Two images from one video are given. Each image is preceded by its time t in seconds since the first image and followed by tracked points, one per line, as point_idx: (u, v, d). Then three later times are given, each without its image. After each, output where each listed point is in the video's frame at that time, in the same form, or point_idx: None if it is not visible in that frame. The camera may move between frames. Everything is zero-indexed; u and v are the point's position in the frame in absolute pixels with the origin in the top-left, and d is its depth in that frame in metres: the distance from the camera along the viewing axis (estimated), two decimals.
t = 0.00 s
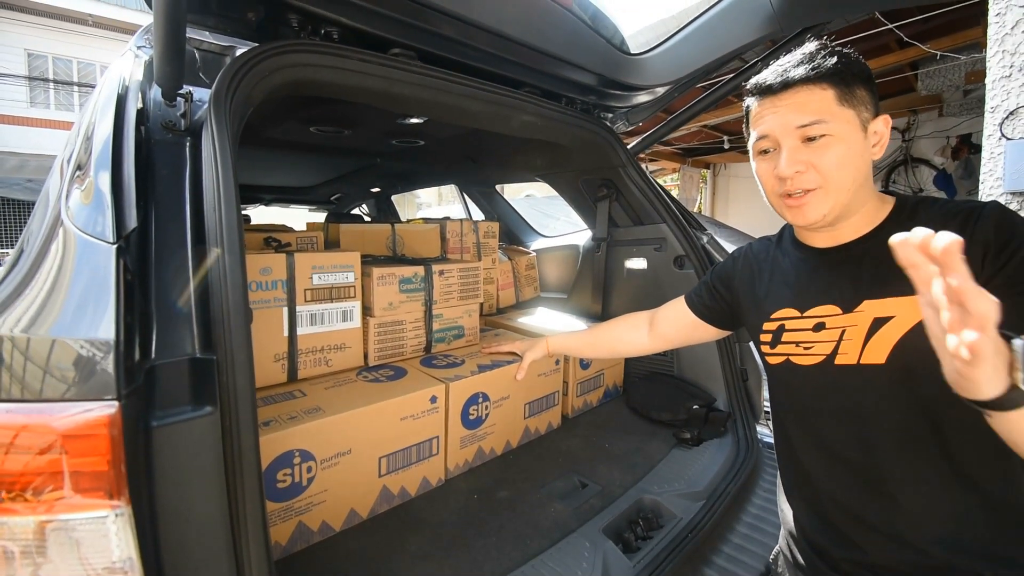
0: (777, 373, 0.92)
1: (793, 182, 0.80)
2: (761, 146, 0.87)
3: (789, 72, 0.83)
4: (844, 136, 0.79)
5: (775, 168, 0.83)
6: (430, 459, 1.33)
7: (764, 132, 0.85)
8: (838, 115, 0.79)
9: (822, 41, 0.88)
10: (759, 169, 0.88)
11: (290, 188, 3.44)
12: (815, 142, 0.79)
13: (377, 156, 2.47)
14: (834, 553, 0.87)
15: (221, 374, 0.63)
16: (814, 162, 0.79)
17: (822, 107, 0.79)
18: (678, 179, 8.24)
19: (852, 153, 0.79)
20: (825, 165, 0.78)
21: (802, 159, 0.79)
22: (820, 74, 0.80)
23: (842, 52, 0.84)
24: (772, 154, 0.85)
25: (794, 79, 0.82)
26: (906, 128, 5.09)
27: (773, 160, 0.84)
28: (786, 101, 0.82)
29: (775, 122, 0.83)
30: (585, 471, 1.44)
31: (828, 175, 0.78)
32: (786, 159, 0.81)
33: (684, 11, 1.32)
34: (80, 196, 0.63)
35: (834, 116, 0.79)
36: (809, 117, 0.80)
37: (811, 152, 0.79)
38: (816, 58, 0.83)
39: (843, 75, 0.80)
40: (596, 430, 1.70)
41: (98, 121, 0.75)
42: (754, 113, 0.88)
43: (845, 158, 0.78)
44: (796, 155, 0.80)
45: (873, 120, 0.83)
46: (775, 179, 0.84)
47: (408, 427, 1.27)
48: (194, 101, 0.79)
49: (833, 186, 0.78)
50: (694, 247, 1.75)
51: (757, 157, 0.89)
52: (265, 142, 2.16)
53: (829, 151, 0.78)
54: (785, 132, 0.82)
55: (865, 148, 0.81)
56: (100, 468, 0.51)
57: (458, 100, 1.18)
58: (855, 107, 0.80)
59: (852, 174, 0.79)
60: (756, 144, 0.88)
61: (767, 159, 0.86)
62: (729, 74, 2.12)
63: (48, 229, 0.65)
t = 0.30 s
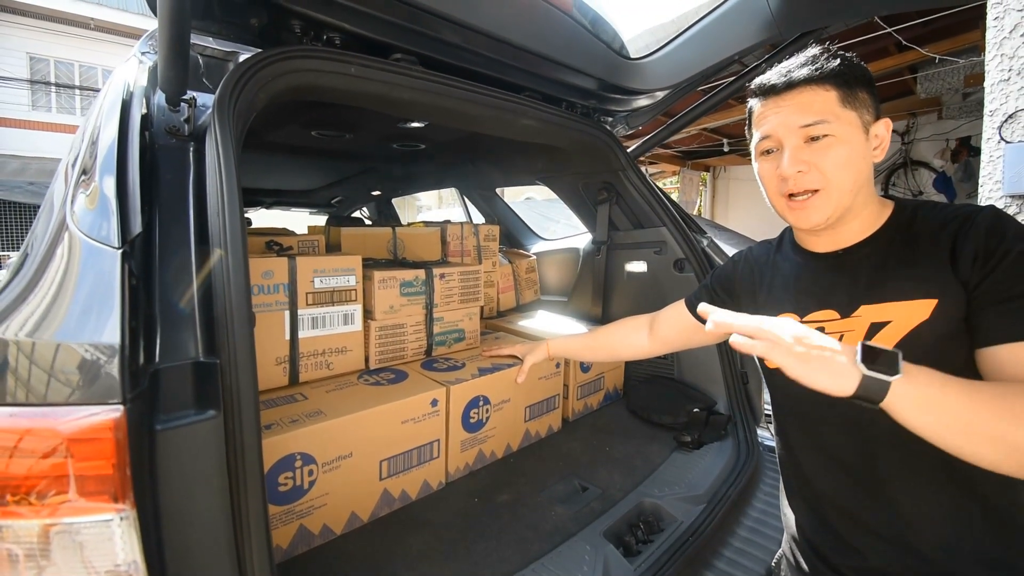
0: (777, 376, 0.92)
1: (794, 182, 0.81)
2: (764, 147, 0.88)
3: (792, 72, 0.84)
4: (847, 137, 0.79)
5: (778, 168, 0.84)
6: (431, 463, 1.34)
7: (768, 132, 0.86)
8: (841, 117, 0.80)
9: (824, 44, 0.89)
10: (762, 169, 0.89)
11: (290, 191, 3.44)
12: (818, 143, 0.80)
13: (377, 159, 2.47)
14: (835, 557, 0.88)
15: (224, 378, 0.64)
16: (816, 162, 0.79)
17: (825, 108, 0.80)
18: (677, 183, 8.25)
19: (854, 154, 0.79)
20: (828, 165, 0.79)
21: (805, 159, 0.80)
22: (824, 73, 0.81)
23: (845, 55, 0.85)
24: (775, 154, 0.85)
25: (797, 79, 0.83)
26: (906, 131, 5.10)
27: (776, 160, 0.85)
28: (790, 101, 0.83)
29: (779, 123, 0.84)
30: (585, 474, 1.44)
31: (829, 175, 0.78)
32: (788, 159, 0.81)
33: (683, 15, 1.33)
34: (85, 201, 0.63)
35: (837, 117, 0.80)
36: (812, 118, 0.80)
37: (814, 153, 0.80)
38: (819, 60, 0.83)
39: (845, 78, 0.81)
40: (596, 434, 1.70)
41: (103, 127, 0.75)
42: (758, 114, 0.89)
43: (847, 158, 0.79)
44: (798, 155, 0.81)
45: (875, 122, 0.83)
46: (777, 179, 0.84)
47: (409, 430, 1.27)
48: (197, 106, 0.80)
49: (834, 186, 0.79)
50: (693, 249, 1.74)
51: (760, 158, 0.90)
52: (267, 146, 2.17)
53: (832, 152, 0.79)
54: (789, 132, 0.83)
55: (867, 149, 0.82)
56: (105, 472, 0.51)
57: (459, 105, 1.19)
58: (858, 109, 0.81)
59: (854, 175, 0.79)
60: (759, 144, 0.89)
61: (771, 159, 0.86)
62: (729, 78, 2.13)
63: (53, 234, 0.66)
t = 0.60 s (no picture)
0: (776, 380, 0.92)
1: (789, 185, 0.81)
2: (759, 150, 0.88)
3: (784, 78, 0.85)
4: (839, 140, 0.80)
5: (773, 171, 0.84)
6: (431, 467, 1.33)
7: (762, 136, 0.86)
8: (834, 120, 0.80)
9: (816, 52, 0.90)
10: (757, 173, 0.90)
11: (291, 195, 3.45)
12: (812, 146, 0.80)
13: (378, 163, 2.48)
14: (835, 562, 0.88)
15: (225, 383, 0.64)
16: (810, 165, 0.79)
17: (818, 112, 0.81)
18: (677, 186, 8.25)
19: (848, 157, 0.80)
20: (821, 168, 0.79)
21: (798, 162, 0.80)
22: (815, 78, 0.82)
23: (837, 60, 0.85)
24: (770, 158, 0.86)
25: (790, 84, 0.83)
26: (905, 135, 5.11)
27: (770, 164, 0.86)
28: (783, 105, 0.84)
29: (773, 127, 0.84)
30: (585, 478, 1.44)
31: (823, 177, 0.79)
32: (783, 163, 0.82)
33: (683, 20, 1.33)
34: (86, 206, 0.63)
35: (829, 120, 0.80)
36: (805, 122, 0.81)
37: (808, 156, 0.80)
38: (811, 65, 0.84)
39: (837, 83, 0.82)
40: (597, 437, 1.70)
41: (105, 132, 0.76)
42: (752, 119, 0.90)
43: (840, 161, 0.79)
44: (792, 159, 0.81)
45: (868, 126, 0.84)
46: (771, 182, 0.85)
47: (409, 434, 1.27)
48: (199, 112, 0.80)
49: (828, 189, 0.79)
50: (693, 252, 1.75)
51: (755, 162, 0.90)
52: (268, 149, 2.17)
53: (825, 155, 0.79)
54: (782, 136, 0.83)
55: (861, 152, 0.82)
56: (105, 477, 0.51)
57: (459, 109, 1.19)
58: (851, 112, 0.81)
59: (847, 177, 0.79)
60: (754, 148, 0.90)
61: (765, 163, 0.87)
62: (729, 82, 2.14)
63: (55, 239, 0.66)
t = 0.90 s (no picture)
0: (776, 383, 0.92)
1: (798, 196, 0.81)
2: (764, 160, 0.88)
3: (789, 88, 0.84)
4: (846, 150, 0.80)
5: (780, 182, 0.84)
6: (430, 469, 1.33)
7: (768, 147, 0.86)
8: (839, 129, 0.80)
9: (816, 59, 0.90)
10: (761, 183, 0.90)
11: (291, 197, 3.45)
12: (819, 157, 0.80)
13: (378, 165, 2.48)
14: (835, 567, 0.87)
15: (224, 385, 0.64)
16: (818, 176, 0.80)
17: (824, 122, 0.81)
18: (677, 190, 8.27)
19: (854, 166, 0.80)
20: (830, 179, 0.79)
21: (806, 174, 0.80)
22: (818, 88, 0.82)
23: (837, 68, 0.85)
24: (776, 168, 0.86)
25: (795, 95, 0.83)
26: (905, 139, 5.12)
27: (777, 175, 0.85)
28: (787, 116, 0.84)
29: (778, 138, 0.84)
30: (584, 481, 1.44)
31: (831, 188, 0.79)
32: (790, 174, 0.82)
33: (683, 24, 1.33)
34: (86, 208, 0.63)
35: (835, 130, 0.80)
36: (811, 133, 0.81)
37: (815, 167, 0.80)
38: (814, 74, 0.84)
39: (841, 91, 0.82)
40: (596, 441, 1.69)
41: (105, 133, 0.76)
42: (755, 129, 0.90)
43: (848, 171, 0.79)
44: (800, 170, 0.81)
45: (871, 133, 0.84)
46: (779, 193, 0.85)
47: (409, 437, 1.27)
48: (199, 114, 0.80)
49: (836, 200, 0.80)
50: (694, 256, 1.74)
51: (759, 172, 0.90)
52: (268, 152, 2.18)
53: (832, 165, 0.79)
54: (788, 146, 0.83)
55: (865, 160, 0.82)
56: (103, 480, 0.51)
57: (459, 112, 1.20)
58: (855, 121, 0.82)
59: (855, 187, 0.80)
60: (758, 158, 0.89)
61: (771, 173, 0.87)
62: (729, 87, 2.15)
63: (55, 240, 0.66)
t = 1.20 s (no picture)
0: (776, 384, 0.92)
1: (798, 185, 0.80)
2: (759, 154, 0.87)
3: (785, 80, 0.87)
4: (841, 142, 0.81)
5: (778, 172, 0.83)
6: (430, 472, 1.33)
7: (765, 138, 0.86)
8: (833, 123, 0.83)
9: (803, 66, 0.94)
10: (754, 177, 0.88)
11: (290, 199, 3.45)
12: (817, 147, 0.81)
13: (378, 167, 2.48)
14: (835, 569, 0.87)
15: (222, 388, 0.64)
16: (818, 165, 0.80)
17: (819, 114, 0.83)
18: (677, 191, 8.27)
19: (850, 158, 0.81)
20: (830, 168, 0.79)
21: (807, 162, 0.80)
22: (812, 84, 0.85)
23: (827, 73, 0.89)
24: (772, 160, 0.85)
25: (791, 86, 0.86)
26: (904, 140, 5.12)
27: (773, 166, 0.85)
28: (784, 108, 0.85)
29: (776, 128, 0.85)
30: (584, 483, 1.43)
31: (831, 178, 0.79)
32: (790, 163, 0.82)
33: (683, 25, 1.32)
34: (84, 211, 0.63)
35: (830, 123, 0.82)
36: (808, 123, 0.82)
37: (815, 156, 0.81)
38: (809, 72, 0.88)
39: (833, 88, 0.85)
40: (596, 443, 1.69)
41: (103, 135, 0.76)
42: (748, 123, 0.90)
43: (845, 163, 0.80)
44: (800, 158, 0.81)
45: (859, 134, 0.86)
46: (778, 183, 0.83)
47: (409, 439, 1.27)
48: (197, 115, 0.80)
49: (837, 189, 0.79)
50: (694, 258, 1.75)
51: (751, 166, 0.89)
52: (268, 153, 2.18)
53: (830, 155, 0.80)
54: (786, 137, 0.83)
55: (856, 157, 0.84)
56: (101, 484, 0.51)
57: (458, 113, 1.20)
58: (846, 118, 0.84)
59: (852, 179, 0.80)
60: (751, 152, 0.89)
61: (767, 165, 0.86)
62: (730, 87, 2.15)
63: (53, 243, 0.66)
